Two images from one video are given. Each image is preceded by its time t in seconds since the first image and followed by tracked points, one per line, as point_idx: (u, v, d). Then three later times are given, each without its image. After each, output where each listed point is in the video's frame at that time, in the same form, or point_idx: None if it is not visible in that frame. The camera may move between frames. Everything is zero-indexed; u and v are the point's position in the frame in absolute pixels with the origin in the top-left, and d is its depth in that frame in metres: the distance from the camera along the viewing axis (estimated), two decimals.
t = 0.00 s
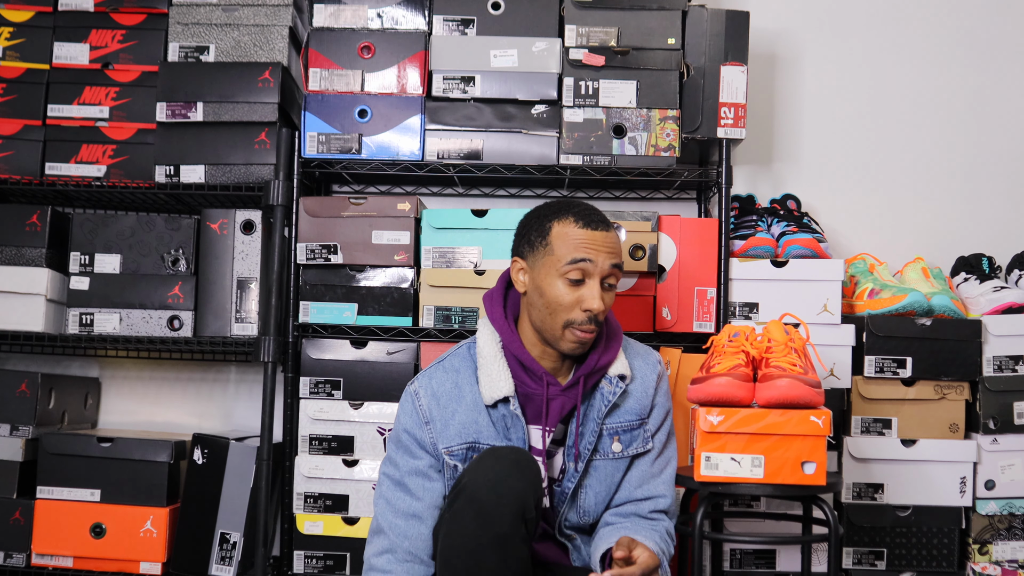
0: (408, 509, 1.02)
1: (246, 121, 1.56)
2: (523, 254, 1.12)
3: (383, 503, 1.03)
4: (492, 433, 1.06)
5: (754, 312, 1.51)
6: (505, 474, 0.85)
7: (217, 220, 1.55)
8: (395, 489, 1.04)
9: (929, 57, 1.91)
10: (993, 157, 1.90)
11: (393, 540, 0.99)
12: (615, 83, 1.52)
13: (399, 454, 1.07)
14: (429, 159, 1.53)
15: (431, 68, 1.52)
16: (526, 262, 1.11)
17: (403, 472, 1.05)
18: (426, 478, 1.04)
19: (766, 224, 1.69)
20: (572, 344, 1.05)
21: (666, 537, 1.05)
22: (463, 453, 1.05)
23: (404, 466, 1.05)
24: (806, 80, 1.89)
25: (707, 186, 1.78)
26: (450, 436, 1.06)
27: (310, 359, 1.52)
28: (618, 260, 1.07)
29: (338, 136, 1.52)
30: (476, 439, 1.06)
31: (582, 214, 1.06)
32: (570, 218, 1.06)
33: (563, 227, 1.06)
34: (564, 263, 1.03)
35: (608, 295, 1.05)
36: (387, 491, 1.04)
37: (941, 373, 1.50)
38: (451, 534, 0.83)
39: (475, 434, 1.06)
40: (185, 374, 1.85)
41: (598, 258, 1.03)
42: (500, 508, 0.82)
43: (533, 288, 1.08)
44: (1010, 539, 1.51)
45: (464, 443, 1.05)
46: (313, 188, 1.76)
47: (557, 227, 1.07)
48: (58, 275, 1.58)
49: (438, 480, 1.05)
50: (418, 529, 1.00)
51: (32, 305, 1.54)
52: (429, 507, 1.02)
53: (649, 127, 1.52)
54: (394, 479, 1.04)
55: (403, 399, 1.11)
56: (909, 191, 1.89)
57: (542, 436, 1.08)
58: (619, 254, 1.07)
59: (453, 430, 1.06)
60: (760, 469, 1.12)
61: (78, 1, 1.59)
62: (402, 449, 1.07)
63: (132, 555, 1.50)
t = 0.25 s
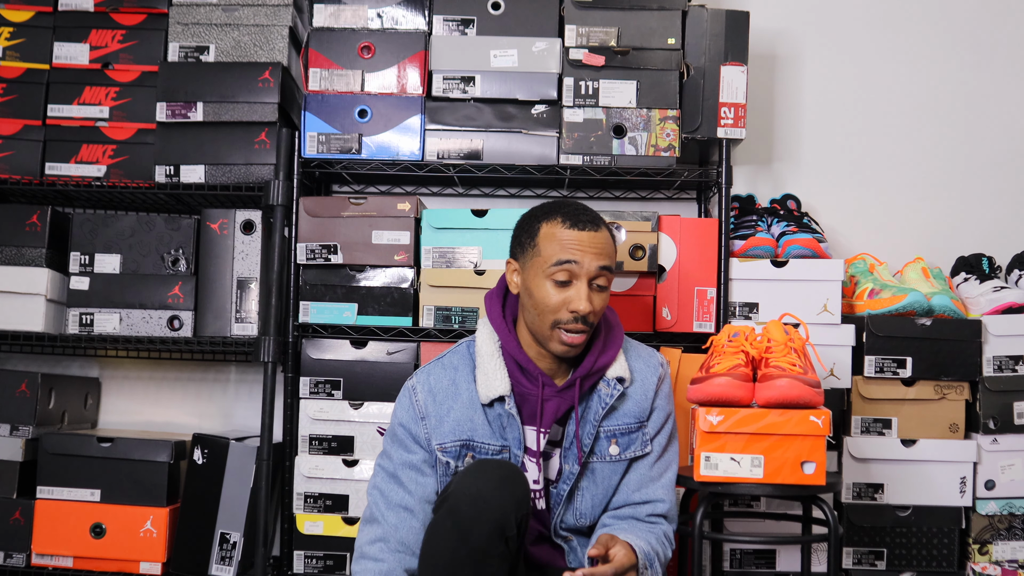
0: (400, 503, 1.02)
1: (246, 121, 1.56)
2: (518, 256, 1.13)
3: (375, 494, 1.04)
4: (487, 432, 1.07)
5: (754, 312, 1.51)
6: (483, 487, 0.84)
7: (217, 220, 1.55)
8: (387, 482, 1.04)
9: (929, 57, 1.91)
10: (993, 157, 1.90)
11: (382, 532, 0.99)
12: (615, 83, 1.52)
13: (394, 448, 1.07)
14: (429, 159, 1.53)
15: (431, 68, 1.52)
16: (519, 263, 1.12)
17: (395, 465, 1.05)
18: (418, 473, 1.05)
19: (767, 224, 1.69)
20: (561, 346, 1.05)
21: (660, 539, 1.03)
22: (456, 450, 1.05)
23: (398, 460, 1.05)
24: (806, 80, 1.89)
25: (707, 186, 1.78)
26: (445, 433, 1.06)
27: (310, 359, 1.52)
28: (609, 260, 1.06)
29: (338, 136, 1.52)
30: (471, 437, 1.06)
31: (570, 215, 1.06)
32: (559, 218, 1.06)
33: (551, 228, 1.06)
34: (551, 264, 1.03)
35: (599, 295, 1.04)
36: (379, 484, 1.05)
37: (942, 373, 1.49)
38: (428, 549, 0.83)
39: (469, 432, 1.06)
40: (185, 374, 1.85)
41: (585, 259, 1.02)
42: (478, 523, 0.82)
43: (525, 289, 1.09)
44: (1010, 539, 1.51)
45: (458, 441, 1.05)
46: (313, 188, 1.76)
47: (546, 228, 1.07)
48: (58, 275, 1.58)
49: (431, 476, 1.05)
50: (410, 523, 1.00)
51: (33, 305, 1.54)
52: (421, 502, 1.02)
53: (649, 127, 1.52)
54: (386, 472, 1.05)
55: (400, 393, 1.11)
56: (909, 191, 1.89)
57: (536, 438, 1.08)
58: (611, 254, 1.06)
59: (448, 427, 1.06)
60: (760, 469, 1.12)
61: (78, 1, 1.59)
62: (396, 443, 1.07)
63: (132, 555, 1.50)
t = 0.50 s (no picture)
0: (393, 508, 1.03)
1: (246, 120, 1.56)
2: (523, 254, 1.13)
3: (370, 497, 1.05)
4: (483, 436, 1.07)
5: (754, 312, 1.51)
6: (451, 498, 0.85)
7: (217, 220, 1.55)
8: (383, 485, 1.05)
9: (929, 57, 1.91)
10: (992, 156, 1.90)
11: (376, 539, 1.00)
12: (615, 83, 1.52)
13: (390, 450, 1.07)
14: (429, 159, 1.53)
15: (431, 68, 1.52)
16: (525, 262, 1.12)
17: (392, 469, 1.06)
18: (415, 476, 1.05)
19: (767, 224, 1.69)
20: (565, 346, 1.05)
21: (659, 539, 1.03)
22: (452, 453, 1.06)
23: (393, 462, 1.06)
24: (806, 80, 1.89)
25: (707, 186, 1.78)
26: (440, 436, 1.06)
27: (310, 359, 1.52)
28: (616, 262, 1.06)
29: (338, 136, 1.52)
30: (467, 441, 1.06)
31: (580, 215, 1.06)
32: (568, 218, 1.06)
33: (560, 227, 1.06)
34: (559, 264, 1.03)
35: (604, 297, 1.05)
36: (375, 487, 1.05)
37: (941, 373, 1.50)
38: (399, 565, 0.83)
39: (465, 435, 1.06)
40: (185, 374, 1.85)
41: (593, 259, 1.02)
42: (446, 536, 0.82)
43: (530, 288, 1.09)
44: (1010, 539, 1.51)
45: (454, 444, 1.06)
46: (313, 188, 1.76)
47: (555, 227, 1.07)
48: (58, 275, 1.58)
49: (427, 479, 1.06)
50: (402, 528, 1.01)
51: (32, 305, 1.54)
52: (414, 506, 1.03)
53: (649, 127, 1.52)
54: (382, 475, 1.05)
55: (398, 395, 1.11)
56: (908, 191, 1.89)
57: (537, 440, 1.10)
58: (618, 256, 1.06)
59: (444, 430, 1.06)
60: (760, 468, 1.12)
61: (78, 1, 1.59)
62: (392, 445, 1.08)
63: (132, 555, 1.50)
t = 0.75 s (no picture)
0: (391, 515, 1.02)
1: (246, 121, 1.56)
2: (513, 255, 1.11)
3: (367, 506, 1.04)
4: (476, 435, 1.07)
5: (754, 312, 1.51)
6: (455, 513, 0.85)
7: (217, 220, 1.55)
8: (379, 493, 1.04)
9: (929, 57, 1.91)
10: (992, 156, 1.90)
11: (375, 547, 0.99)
12: (615, 83, 1.52)
13: (383, 457, 1.07)
14: (429, 159, 1.53)
15: (431, 68, 1.52)
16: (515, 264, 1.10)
17: (386, 476, 1.05)
18: (410, 481, 1.05)
19: (767, 224, 1.69)
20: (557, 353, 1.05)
21: (643, 519, 1.02)
22: (447, 455, 1.05)
23: (386, 469, 1.05)
24: (806, 80, 1.89)
25: (707, 186, 1.78)
26: (433, 439, 1.06)
27: (310, 359, 1.52)
28: (609, 269, 1.05)
29: (338, 136, 1.52)
30: (460, 441, 1.06)
31: (574, 222, 1.04)
32: (562, 224, 1.04)
33: (554, 235, 1.04)
34: (553, 273, 1.02)
35: (596, 305, 1.04)
36: (371, 495, 1.05)
37: (941, 373, 1.49)
38: None
39: (458, 435, 1.06)
40: (185, 374, 1.85)
41: (587, 270, 1.01)
42: (450, 553, 0.82)
43: (521, 292, 1.07)
44: (1010, 539, 1.50)
45: (447, 445, 1.05)
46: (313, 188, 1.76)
47: (548, 234, 1.05)
48: (58, 275, 1.58)
49: (423, 483, 1.05)
50: (401, 535, 1.00)
51: (32, 305, 1.54)
52: (411, 512, 1.02)
53: (649, 127, 1.52)
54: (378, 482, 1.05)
55: (388, 401, 1.11)
56: (908, 191, 1.89)
57: (531, 435, 1.08)
58: (610, 264, 1.05)
59: (436, 432, 1.06)
60: (760, 469, 1.12)
61: (78, 1, 1.59)
62: (385, 452, 1.07)
63: (132, 555, 1.50)
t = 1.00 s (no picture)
0: (385, 519, 1.03)
1: (246, 121, 1.56)
2: (488, 265, 1.09)
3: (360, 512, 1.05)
4: (457, 438, 1.07)
5: (754, 312, 1.51)
6: (473, 551, 0.88)
7: (217, 220, 1.55)
8: (369, 500, 1.05)
9: (928, 57, 1.91)
10: (992, 156, 1.90)
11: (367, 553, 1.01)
12: (615, 83, 1.52)
13: (370, 463, 1.08)
14: (429, 159, 1.53)
15: (431, 68, 1.52)
16: (490, 274, 1.08)
17: (374, 481, 1.06)
18: (398, 485, 1.06)
19: (767, 224, 1.69)
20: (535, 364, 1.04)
21: (597, 543, 0.99)
22: (430, 459, 1.06)
23: (374, 474, 1.07)
24: (806, 80, 1.89)
25: (707, 186, 1.78)
26: (414, 443, 1.06)
27: (310, 359, 1.52)
28: (585, 278, 1.03)
29: (338, 136, 1.52)
30: (441, 444, 1.07)
31: (549, 232, 1.02)
32: (536, 235, 1.02)
33: (529, 246, 1.02)
34: (527, 285, 1.00)
35: (572, 315, 1.03)
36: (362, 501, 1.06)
37: (941, 373, 1.49)
38: None
39: (439, 438, 1.07)
40: (185, 374, 1.85)
41: (562, 282, 0.99)
42: None
43: (497, 304, 1.06)
44: (1010, 539, 1.50)
45: (429, 449, 1.06)
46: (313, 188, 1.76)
47: (523, 245, 1.03)
48: (58, 275, 1.58)
49: (410, 487, 1.06)
50: (395, 538, 1.02)
51: (33, 305, 1.54)
52: (403, 515, 1.04)
53: (649, 127, 1.52)
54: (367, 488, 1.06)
55: (371, 407, 1.12)
56: (908, 191, 1.89)
57: (505, 450, 1.08)
58: (587, 273, 1.04)
59: (417, 437, 1.07)
60: (760, 468, 1.12)
61: (78, 1, 1.59)
62: (371, 457, 1.08)
63: (132, 555, 1.50)
